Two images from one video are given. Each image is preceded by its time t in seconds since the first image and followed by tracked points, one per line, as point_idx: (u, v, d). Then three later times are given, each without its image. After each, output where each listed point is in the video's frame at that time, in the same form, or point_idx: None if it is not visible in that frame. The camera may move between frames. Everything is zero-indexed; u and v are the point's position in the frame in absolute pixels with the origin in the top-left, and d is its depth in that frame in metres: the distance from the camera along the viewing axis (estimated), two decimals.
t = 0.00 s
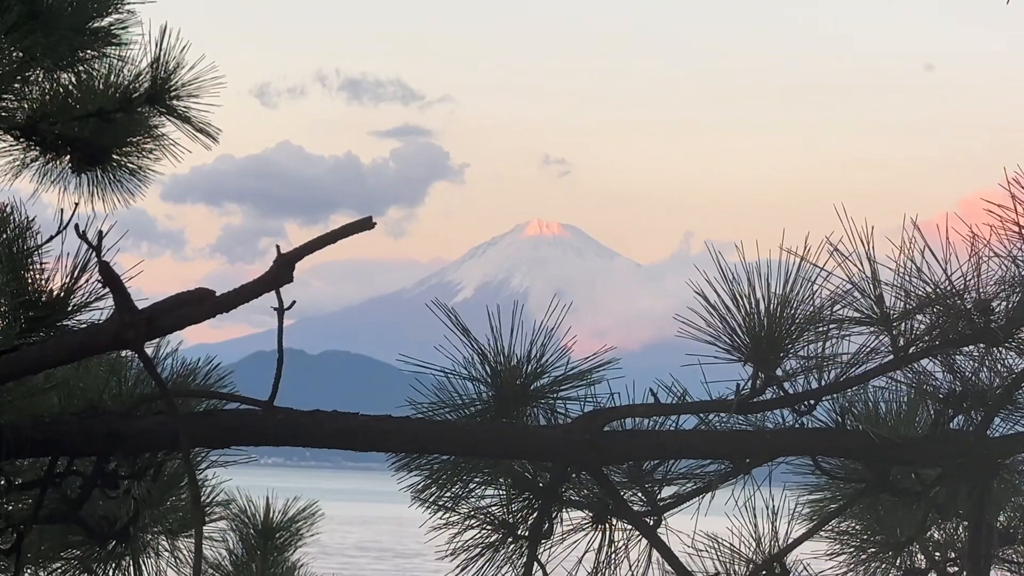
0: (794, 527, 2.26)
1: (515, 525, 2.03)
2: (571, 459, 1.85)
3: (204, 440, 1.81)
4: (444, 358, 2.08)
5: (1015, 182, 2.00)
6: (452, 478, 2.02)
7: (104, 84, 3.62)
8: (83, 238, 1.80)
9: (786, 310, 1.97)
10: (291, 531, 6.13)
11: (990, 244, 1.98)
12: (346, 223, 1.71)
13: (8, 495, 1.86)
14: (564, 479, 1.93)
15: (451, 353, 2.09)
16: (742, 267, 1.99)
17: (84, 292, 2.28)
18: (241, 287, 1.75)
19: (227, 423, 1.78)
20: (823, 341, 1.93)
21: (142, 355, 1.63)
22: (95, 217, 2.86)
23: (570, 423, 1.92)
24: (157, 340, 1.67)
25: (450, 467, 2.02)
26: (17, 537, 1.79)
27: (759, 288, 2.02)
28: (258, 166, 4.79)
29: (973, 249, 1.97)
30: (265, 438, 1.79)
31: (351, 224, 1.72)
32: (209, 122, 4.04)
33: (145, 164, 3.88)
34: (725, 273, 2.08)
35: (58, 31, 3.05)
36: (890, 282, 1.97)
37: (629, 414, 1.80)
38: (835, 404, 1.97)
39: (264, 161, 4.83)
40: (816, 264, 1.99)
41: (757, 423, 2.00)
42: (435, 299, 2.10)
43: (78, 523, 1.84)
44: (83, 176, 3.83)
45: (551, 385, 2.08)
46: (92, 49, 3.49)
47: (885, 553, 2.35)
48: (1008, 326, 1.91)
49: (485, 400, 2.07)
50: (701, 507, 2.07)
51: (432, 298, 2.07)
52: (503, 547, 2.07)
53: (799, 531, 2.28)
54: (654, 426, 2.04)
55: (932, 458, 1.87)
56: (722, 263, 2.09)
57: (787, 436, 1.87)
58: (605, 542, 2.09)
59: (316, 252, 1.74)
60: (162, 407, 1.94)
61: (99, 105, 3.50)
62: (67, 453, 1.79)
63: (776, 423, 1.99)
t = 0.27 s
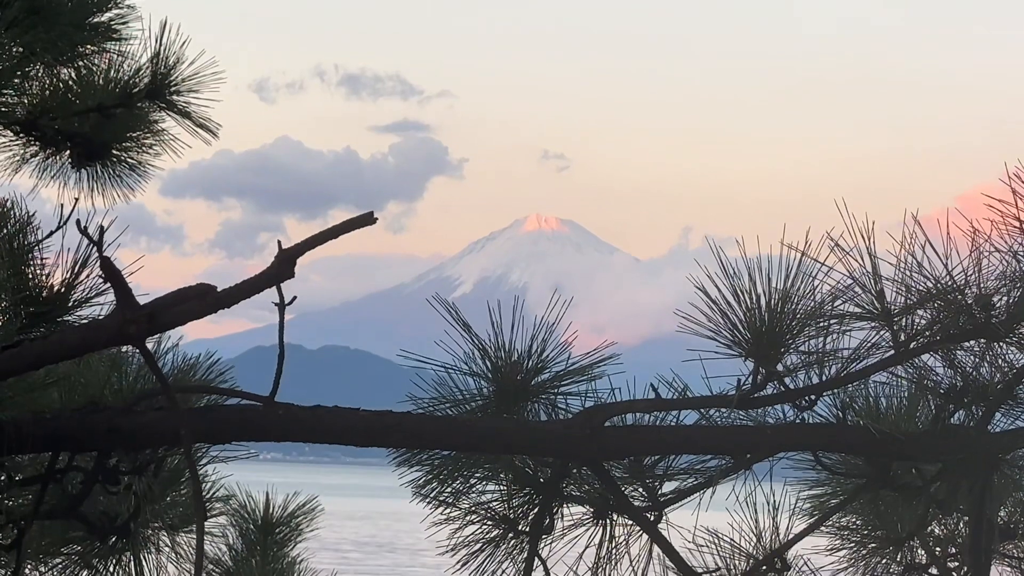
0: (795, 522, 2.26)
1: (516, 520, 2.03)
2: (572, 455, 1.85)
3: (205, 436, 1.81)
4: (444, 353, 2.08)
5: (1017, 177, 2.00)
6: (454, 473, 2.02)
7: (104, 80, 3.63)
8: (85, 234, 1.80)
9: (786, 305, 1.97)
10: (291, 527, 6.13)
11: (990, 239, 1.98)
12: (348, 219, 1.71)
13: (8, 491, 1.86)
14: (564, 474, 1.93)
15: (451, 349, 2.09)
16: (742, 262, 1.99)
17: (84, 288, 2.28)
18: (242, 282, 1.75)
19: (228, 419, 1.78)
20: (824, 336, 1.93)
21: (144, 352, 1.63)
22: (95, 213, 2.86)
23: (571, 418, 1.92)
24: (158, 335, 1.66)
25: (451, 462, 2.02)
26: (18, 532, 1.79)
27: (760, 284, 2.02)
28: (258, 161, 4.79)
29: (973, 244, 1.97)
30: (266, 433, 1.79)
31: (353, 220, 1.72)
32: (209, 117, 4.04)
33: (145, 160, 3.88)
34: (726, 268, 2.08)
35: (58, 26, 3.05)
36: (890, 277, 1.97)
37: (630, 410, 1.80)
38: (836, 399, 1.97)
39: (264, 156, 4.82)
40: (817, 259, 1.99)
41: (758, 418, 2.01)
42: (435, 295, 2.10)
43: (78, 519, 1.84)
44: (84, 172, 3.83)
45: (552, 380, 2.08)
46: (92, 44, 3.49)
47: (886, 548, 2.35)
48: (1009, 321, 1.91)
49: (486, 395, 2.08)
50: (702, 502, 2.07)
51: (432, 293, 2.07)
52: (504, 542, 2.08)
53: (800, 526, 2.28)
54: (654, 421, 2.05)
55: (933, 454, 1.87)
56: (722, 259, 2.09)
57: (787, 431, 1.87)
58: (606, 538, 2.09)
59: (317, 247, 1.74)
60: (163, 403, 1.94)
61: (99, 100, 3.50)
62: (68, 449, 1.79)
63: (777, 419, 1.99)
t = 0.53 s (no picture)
0: (796, 517, 2.26)
1: (517, 516, 2.04)
2: (575, 451, 1.85)
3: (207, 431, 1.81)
4: (445, 349, 2.08)
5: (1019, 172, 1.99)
6: (455, 469, 2.02)
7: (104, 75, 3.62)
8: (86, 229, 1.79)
9: (788, 301, 1.97)
10: (291, 522, 6.14)
11: (992, 234, 1.97)
12: (350, 215, 1.71)
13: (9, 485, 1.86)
14: (566, 470, 1.93)
15: (453, 344, 2.09)
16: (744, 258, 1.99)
17: (85, 284, 2.28)
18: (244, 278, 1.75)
19: (230, 414, 1.78)
20: (826, 332, 1.93)
21: (146, 347, 1.63)
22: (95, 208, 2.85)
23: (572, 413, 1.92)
24: (160, 331, 1.66)
25: (452, 458, 2.02)
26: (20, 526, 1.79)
27: (761, 279, 2.02)
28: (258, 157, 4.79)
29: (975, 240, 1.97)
30: (268, 429, 1.79)
31: (354, 216, 1.72)
32: (209, 113, 4.03)
33: (145, 155, 3.88)
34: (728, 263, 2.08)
35: (59, 21, 3.04)
36: (892, 273, 1.97)
37: (632, 406, 1.80)
38: (837, 395, 1.98)
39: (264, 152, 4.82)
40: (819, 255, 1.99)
41: (759, 414, 2.01)
42: (437, 290, 2.10)
43: (79, 514, 1.84)
44: (84, 167, 3.83)
45: (553, 375, 2.08)
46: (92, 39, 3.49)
47: (888, 544, 2.35)
48: (1011, 316, 1.91)
49: (488, 390, 2.08)
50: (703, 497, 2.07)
51: (434, 288, 2.07)
52: (505, 538, 2.08)
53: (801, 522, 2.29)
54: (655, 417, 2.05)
55: (935, 449, 1.87)
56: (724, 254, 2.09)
57: (789, 427, 1.87)
58: (607, 533, 2.09)
59: (319, 243, 1.73)
60: (164, 398, 1.94)
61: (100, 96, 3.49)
62: (69, 444, 1.79)
63: (779, 414, 2.00)
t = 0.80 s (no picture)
0: (796, 515, 2.27)
1: (517, 514, 2.05)
2: (575, 448, 1.85)
3: (207, 428, 1.81)
4: (446, 346, 2.09)
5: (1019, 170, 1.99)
6: (456, 466, 2.02)
7: (104, 72, 3.62)
8: (87, 226, 1.80)
9: (788, 298, 1.97)
10: (290, 519, 6.15)
11: (992, 232, 1.97)
12: (352, 212, 1.71)
13: (10, 482, 1.86)
14: (567, 467, 1.93)
15: (453, 341, 2.09)
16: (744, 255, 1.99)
17: (85, 280, 2.28)
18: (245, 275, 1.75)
19: (231, 411, 1.79)
20: (826, 329, 1.93)
21: (147, 344, 1.63)
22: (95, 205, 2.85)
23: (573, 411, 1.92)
24: (161, 327, 1.66)
25: (453, 455, 2.02)
26: (20, 523, 1.79)
27: (762, 276, 2.02)
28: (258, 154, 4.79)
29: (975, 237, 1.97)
30: (269, 426, 1.79)
31: (355, 213, 1.72)
32: (209, 110, 4.03)
33: (145, 152, 3.88)
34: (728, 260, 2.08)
35: (59, 18, 3.04)
36: (892, 271, 1.97)
37: (632, 403, 1.80)
38: (837, 392, 1.99)
39: (264, 149, 4.83)
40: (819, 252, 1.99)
41: (760, 411, 2.01)
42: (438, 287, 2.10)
43: (79, 510, 1.84)
44: (84, 163, 3.83)
45: (554, 372, 2.09)
46: (92, 36, 3.49)
47: (887, 542, 2.36)
48: (1010, 313, 1.91)
49: (488, 388, 2.08)
50: (704, 494, 2.07)
51: (435, 286, 2.08)
52: (505, 535, 2.09)
53: (801, 520, 2.29)
54: (655, 414, 2.05)
55: (935, 446, 1.87)
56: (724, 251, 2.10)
57: (789, 425, 1.86)
58: (608, 530, 2.09)
59: (320, 240, 1.73)
60: (164, 395, 1.94)
61: (99, 93, 3.49)
62: (70, 440, 1.79)
63: (779, 411, 2.00)
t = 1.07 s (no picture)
0: (794, 514, 2.27)
1: (516, 512, 2.05)
2: (573, 447, 1.85)
3: (206, 427, 1.81)
4: (444, 344, 2.09)
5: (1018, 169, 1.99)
6: (454, 464, 2.03)
7: (103, 71, 3.62)
8: (87, 225, 1.80)
9: (787, 297, 1.98)
10: (289, 518, 6.15)
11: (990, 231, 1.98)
12: (351, 211, 1.71)
13: (9, 480, 1.86)
14: (565, 466, 1.93)
15: (452, 340, 2.09)
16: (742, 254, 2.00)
17: (85, 279, 2.29)
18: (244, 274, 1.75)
19: (230, 410, 1.79)
20: (824, 328, 1.93)
21: (146, 342, 1.63)
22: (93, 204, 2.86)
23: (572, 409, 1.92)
24: (161, 326, 1.66)
25: (452, 453, 2.03)
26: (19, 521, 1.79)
27: (760, 275, 2.02)
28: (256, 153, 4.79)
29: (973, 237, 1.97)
30: (268, 424, 1.80)
31: (354, 212, 1.72)
32: (208, 109, 4.04)
33: (144, 151, 3.88)
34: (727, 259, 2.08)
35: (59, 16, 3.04)
36: (890, 270, 1.98)
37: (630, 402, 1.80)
38: (836, 391, 1.99)
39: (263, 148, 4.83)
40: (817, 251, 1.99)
41: (758, 410, 2.01)
42: (436, 286, 2.11)
43: (79, 509, 1.84)
44: (83, 162, 3.83)
45: (553, 371, 2.09)
46: (91, 35, 3.49)
47: (885, 540, 2.36)
48: (1008, 312, 1.91)
49: (487, 386, 2.09)
50: (702, 493, 2.07)
51: (433, 284, 2.08)
52: (504, 533, 2.10)
53: (799, 518, 2.30)
54: (654, 413, 2.05)
55: (933, 445, 1.87)
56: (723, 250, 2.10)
57: (787, 424, 1.86)
58: (606, 529, 2.09)
59: (319, 239, 1.74)
60: (163, 394, 1.94)
61: (98, 91, 3.50)
62: (69, 439, 1.79)
63: (777, 410, 2.00)
